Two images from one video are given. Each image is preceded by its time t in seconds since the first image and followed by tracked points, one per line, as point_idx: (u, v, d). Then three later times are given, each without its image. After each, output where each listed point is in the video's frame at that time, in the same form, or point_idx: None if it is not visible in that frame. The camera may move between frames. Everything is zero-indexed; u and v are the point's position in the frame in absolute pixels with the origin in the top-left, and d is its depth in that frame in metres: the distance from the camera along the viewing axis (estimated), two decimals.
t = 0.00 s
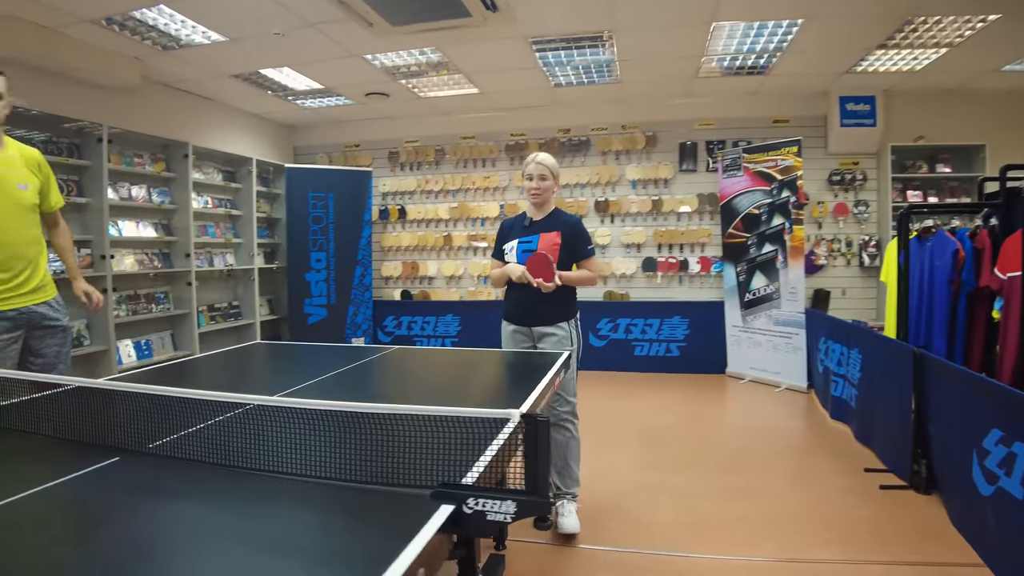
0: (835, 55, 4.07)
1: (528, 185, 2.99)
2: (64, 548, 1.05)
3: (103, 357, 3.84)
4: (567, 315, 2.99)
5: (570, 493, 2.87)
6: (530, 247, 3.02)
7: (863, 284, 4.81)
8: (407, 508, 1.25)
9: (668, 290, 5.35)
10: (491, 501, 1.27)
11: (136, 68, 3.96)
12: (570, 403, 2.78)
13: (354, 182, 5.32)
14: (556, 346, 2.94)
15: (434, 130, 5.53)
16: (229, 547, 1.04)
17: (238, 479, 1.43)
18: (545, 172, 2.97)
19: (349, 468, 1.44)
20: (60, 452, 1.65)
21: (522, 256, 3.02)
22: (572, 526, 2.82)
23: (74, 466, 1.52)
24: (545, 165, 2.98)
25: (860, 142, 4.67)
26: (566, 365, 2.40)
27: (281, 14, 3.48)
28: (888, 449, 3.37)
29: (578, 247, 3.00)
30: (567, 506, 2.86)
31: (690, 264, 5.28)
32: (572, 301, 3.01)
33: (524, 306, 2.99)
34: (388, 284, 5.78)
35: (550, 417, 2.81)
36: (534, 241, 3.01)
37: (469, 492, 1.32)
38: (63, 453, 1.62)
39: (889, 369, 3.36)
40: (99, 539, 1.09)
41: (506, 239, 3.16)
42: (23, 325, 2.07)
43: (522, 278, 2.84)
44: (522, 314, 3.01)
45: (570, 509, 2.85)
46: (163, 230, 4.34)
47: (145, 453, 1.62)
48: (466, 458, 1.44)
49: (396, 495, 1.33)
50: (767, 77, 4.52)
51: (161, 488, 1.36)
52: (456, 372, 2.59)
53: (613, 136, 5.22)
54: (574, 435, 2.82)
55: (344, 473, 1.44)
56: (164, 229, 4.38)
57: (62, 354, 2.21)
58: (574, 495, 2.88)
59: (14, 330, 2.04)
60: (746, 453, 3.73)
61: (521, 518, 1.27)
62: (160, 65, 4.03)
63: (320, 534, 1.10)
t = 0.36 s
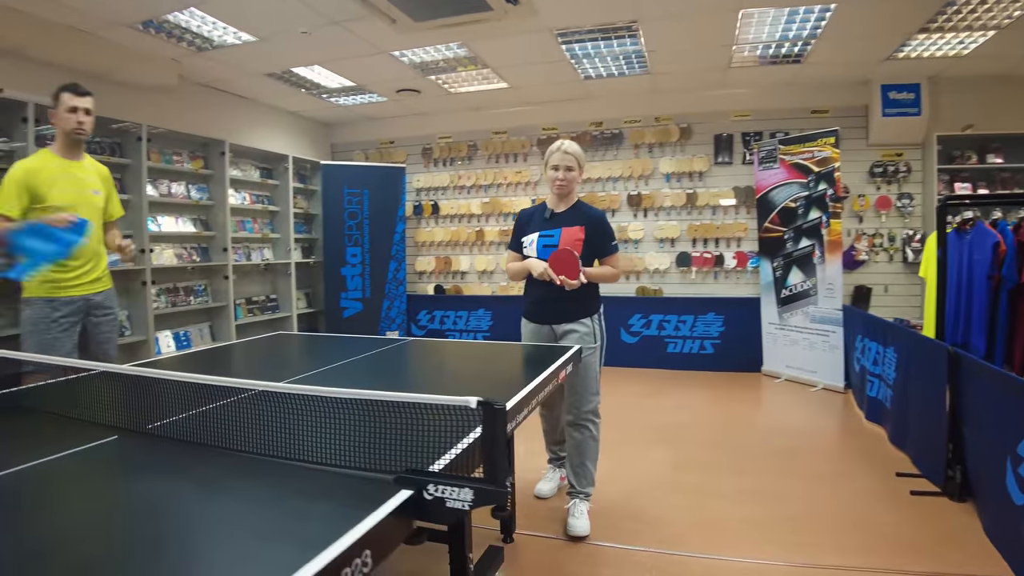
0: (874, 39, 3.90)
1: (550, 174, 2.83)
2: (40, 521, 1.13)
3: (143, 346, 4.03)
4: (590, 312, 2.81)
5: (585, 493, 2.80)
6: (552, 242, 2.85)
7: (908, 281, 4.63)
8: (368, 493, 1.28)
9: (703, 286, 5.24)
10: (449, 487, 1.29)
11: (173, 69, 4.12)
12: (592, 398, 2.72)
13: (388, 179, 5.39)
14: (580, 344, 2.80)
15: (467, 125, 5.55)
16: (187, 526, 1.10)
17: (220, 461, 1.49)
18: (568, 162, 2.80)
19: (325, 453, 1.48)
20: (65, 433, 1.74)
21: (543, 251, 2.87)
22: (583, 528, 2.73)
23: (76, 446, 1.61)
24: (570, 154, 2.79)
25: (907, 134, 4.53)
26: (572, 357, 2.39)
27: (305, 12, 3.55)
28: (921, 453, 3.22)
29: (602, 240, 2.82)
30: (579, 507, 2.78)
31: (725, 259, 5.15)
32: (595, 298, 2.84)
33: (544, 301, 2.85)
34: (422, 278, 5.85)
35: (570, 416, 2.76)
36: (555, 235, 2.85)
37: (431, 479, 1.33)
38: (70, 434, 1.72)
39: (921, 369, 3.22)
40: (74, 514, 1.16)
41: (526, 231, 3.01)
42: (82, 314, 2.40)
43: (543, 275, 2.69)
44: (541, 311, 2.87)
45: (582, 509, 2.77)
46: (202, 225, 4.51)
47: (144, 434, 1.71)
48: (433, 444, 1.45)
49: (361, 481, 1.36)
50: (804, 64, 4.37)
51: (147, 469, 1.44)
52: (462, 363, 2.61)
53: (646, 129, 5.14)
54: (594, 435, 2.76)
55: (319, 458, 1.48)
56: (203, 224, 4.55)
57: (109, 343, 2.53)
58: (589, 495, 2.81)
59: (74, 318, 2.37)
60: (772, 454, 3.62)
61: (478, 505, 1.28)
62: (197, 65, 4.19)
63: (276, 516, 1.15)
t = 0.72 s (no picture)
0: (902, 30, 3.80)
1: (563, 168, 2.70)
2: (31, 496, 1.21)
3: (177, 339, 4.21)
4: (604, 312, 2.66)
5: (591, 490, 2.77)
6: (564, 241, 2.72)
7: (942, 279, 4.53)
8: (338, 478, 1.32)
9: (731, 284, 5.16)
10: (414, 475, 1.32)
11: (205, 73, 4.28)
12: (607, 399, 2.65)
13: (416, 176, 5.45)
14: (595, 345, 2.67)
15: (494, 123, 5.60)
16: (160, 504, 1.16)
17: (210, 446, 1.55)
18: (581, 156, 2.65)
19: (308, 439, 1.53)
20: (81, 417, 1.86)
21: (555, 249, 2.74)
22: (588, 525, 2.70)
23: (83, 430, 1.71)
24: (584, 148, 2.63)
25: (942, 127, 4.41)
26: (572, 354, 2.41)
27: (327, 15, 3.64)
28: (943, 458, 3.13)
29: (615, 238, 2.69)
30: (585, 503, 2.75)
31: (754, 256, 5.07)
32: (607, 300, 2.68)
33: (557, 298, 2.74)
34: (449, 275, 5.92)
35: (583, 415, 2.69)
36: (567, 233, 2.71)
37: (399, 465, 1.35)
38: (81, 420, 1.83)
39: (945, 371, 3.12)
40: (63, 491, 1.24)
41: (538, 228, 2.89)
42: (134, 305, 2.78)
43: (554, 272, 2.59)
44: (552, 311, 2.75)
45: (588, 506, 2.74)
46: (234, 223, 4.68)
47: (148, 421, 1.79)
48: (405, 435, 1.47)
49: (334, 466, 1.40)
50: (833, 57, 4.27)
51: (143, 451, 1.51)
52: (466, 358, 2.66)
53: (672, 125, 5.10)
54: (605, 435, 2.69)
55: (302, 444, 1.53)
56: (235, 221, 4.71)
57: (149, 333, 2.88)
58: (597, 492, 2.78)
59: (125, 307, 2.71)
60: (790, 456, 3.56)
61: (441, 493, 1.30)
62: (228, 68, 4.34)
63: (246, 497, 1.20)
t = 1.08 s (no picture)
0: (902, 31, 3.81)
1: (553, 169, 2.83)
2: (35, 474, 1.30)
3: (190, 335, 4.36)
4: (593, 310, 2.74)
5: (581, 482, 2.84)
6: (552, 240, 2.83)
7: (946, 279, 4.52)
8: (316, 458, 1.41)
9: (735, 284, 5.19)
10: (388, 454, 1.41)
11: (218, 77, 4.43)
12: (596, 395, 2.71)
13: (425, 176, 5.55)
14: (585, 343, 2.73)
15: (502, 125, 5.68)
16: (153, 480, 1.25)
17: (203, 430, 1.65)
18: (570, 158, 2.78)
19: (295, 423, 1.63)
20: (91, 404, 1.98)
21: (544, 247, 2.86)
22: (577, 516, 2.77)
23: (86, 416, 1.81)
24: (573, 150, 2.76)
25: (946, 127, 4.40)
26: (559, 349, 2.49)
27: (334, 22, 3.74)
28: (935, 456, 3.16)
29: (603, 237, 2.79)
30: (575, 495, 2.81)
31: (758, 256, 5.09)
32: (599, 296, 2.78)
33: (548, 296, 2.83)
34: (457, 274, 6.02)
35: (575, 410, 2.76)
36: (555, 232, 2.83)
37: (376, 446, 1.44)
38: (84, 406, 1.94)
39: (937, 370, 3.15)
40: (65, 469, 1.33)
41: (530, 229, 3.00)
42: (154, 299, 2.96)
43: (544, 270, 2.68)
44: (547, 307, 2.84)
45: (577, 499, 2.81)
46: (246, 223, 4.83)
47: (153, 407, 1.91)
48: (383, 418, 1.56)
49: (316, 447, 1.49)
50: (835, 58, 4.29)
51: (142, 435, 1.61)
52: (459, 353, 2.75)
53: (677, 125, 5.13)
54: (595, 429, 2.76)
55: (288, 430, 1.62)
56: (248, 221, 4.87)
57: (167, 327, 3.07)
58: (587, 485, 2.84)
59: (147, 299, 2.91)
60: (785, 453, 3.60)
61: (413, 471, 1.39)
62: (240, 72, 4.48)
63: (232, 474, 1.29)
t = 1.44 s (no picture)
0: (898, 31, 3.82)
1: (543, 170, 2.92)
2: (35, 460, 1.38)
3: (196, 331, 4.45)
4: (578, 305, 2.85)
5: (570, 475, 2.90)
6: (543, 238, 2.92)
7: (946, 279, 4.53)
8: (298, 445, 1.46)
9: (734, 282, 5.23)
10: (367, 440, 1.46)
11: (223, 78, 4.52)
12: (580, 387, 2.79)
13: (428, 175, 5.62)
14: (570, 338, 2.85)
15: (504, 124, 5.75)
16: (143, 466, 1.32)
17: (194, 420, 1.71)
18: (561, 160, 2.87)
19: (282, 413, 1.69)
20: (92, 395, 2.06)
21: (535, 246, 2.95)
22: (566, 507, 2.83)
23: (84, 408, 1.88)
24: (562, 153, 2.85)
25: (945, 126, 4.40)
26: (548, 346, 2.55)
27: (335, 25, 3.81)
28: (924, 454, 3.20)
29: (591, 236, 2.87)
30: (564, 486, 2.89)
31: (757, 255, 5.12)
32: (584, 291, 2.88)
33: (537, 293, 2.93)
34: (460, 273, 6.10)
35: (561, 403, 2.84)
36: (545, 231, 2.92)
37: (355, 433, 1.49)
38: (83, 398, 2.01)
39: (928, 368, 3.17)
40: (60, 457, 1.40)
41: (522, 228, 3.08)
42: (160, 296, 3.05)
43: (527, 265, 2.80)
44: (534, 301, 2.93)
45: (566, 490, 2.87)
46: (251, 221, 4.92)
47: (151, 398, 1.98)
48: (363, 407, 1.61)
49: (299, 435, 1.55)
50: (833, 57, 4.30)
51: (136, 425, 1.68)
52: (451, 348, 2.81)
53: (677, 125, 5.17)
54: (581, 421, 2.83)
55: (274, 420, 1.68)
56: (253, 220, 4.97)
57: (173, 324, 3.16)
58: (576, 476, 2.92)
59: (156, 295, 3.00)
60: (778, 450, 3.63)
61: (391, 456, 1.44)
62: (245, 74, 4.57)
63: (218, 460, 1.36)
